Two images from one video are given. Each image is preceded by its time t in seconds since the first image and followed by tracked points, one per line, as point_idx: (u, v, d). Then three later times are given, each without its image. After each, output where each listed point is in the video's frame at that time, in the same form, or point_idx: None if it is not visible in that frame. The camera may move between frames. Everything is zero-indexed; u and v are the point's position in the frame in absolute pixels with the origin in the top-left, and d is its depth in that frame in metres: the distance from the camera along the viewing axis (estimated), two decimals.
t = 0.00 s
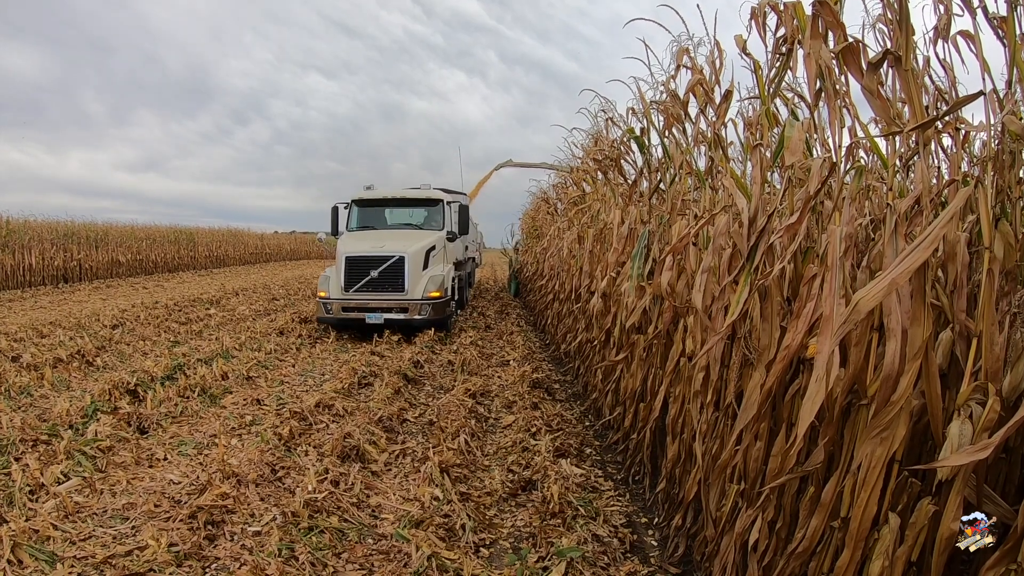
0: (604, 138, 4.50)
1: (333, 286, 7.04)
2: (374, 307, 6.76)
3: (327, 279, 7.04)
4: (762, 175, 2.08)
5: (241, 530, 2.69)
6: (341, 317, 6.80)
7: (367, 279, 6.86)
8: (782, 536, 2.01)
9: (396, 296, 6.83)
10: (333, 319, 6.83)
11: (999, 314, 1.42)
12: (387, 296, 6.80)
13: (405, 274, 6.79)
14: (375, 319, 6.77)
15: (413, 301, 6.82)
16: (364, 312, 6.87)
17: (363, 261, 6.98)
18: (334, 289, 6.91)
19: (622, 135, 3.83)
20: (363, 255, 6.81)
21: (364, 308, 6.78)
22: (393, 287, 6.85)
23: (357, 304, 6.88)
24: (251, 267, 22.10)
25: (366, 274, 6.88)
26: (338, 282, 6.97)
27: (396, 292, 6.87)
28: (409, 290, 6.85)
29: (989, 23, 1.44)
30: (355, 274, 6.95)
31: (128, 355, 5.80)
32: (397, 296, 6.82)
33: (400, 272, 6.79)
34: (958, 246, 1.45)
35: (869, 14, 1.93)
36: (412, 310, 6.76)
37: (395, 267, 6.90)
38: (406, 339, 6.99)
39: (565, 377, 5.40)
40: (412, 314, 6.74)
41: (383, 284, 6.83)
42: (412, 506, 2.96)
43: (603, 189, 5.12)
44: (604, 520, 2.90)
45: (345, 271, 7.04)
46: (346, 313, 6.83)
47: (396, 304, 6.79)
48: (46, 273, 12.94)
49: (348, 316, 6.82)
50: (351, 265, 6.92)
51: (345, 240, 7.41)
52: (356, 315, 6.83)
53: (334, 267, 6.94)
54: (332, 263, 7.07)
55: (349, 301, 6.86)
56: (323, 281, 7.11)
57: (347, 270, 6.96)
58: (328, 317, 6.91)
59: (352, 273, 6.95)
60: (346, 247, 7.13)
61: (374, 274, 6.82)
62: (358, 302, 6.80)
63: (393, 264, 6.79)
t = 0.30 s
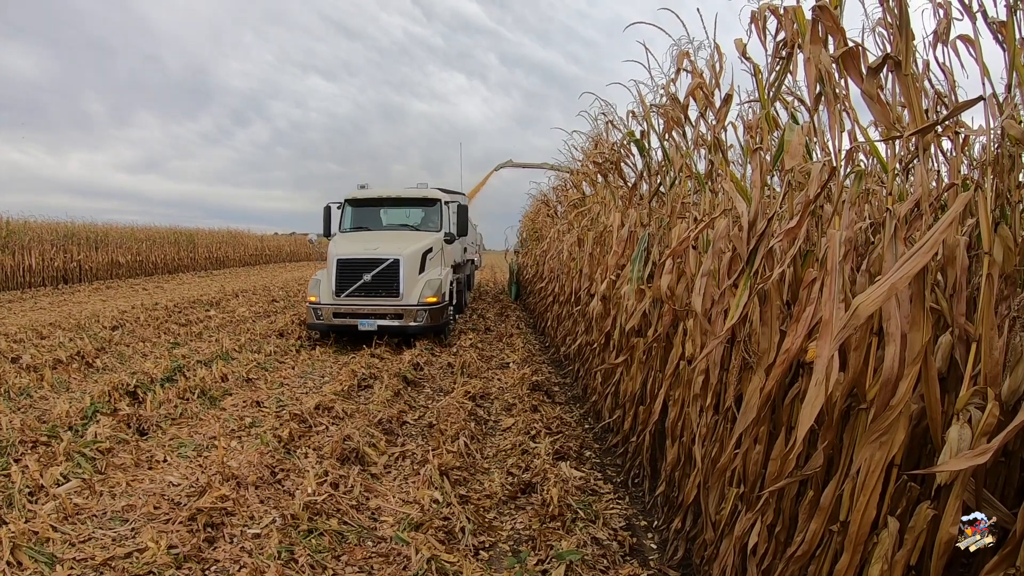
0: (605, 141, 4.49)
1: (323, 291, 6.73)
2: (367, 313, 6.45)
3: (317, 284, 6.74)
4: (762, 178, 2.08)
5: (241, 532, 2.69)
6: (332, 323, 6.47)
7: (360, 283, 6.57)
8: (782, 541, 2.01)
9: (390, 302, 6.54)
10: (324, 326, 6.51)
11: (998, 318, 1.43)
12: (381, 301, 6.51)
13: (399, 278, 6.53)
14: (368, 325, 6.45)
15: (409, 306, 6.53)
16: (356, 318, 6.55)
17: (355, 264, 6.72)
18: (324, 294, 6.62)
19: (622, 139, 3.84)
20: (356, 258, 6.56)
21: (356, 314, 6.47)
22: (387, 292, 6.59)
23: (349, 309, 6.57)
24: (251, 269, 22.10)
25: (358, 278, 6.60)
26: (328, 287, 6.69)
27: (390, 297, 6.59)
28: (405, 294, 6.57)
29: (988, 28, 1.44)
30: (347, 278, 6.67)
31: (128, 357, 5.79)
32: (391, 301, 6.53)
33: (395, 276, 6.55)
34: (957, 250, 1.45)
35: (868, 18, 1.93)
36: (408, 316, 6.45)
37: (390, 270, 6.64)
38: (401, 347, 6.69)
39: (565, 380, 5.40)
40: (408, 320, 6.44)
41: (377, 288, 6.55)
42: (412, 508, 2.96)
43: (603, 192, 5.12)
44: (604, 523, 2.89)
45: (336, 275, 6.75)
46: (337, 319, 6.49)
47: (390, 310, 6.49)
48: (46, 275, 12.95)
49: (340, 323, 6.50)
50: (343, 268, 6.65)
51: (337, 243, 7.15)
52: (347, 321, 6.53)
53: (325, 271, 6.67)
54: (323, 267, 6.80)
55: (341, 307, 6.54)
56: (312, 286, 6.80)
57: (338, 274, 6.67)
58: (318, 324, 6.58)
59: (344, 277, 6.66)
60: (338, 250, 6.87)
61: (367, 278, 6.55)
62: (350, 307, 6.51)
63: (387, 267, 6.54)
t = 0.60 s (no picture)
0: (606, 142, 4.48)
1: (312, 294, 6.40)
2: (358, 318, 6.13)
3: (305, 287, 6.41)
4: (763, 179, 2.07)
5: (240, 532, 2.68)
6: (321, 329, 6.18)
7: (350, 286, 6.23)
8: (783, 542, 2.01)
9: (382, 306, 6.20)
10: (313, 332, 6.22)
11: (999, 319, 1.43)
12: (372, 305, 6.18)
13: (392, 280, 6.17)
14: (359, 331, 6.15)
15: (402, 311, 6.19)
16: (347, 323, 6.24)
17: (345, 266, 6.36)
18: (312, 298, 6.28)
19: (623, 140, 3.84)
20: (346, 259, 6.20)
21: (346, 319, 6.14)
22: (380, 295, 6.24)
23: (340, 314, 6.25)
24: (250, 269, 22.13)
25: (349, 281, 6.26)
26: (317, 290, 6.35)
27: (382, 301, 6.24)
28: (398, 299, 6.22)
29: (990, 29, 1.44)
30: (336, 281, 6.31)
31: (127, 357, 5.79)
32: (384, 305, 6.19)
33: (387, 279, 6.19)
34: (958, 251, 1.45)
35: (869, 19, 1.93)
36: (401, 322, 6.12)
37: (382, 272, 6.28)
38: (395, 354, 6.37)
39: (565, 382, 5.41)
40: (401, 326, 6.10)
41: (368, 292, 6.20)
42: (412, 509, 2.96)
43: (604, 193, 5.12)
44: (604, 524, 2.89)
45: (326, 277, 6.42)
46: (326, 325, 6.18)
47: (383, 315, 6.16)
48: (46, 274, 12.95)
49: (329, 328, 6.21)
50: (332, 270, 6.29)
51: (327, 243, 6.80)
52: (337, 327, 6.21)
53: (314, 273, 6.34)
54: (312, 268, 6.45)
55: (330, 311, 6.22)
56: (301, 289, 6.47)
57: (327, 277, 6.32)
58: (307, 329, 6.29)
59: (333, 279, 6.31)
60: (328, 250, 6.52)
61: (358, 281, 6.20)
62: (341, 312, 6.19)
63: (379, 269, 6.17)
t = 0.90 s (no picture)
0: (607, 141, 4.47)
1: (303, 296, 6.17)
2: (350, 321, 5.87)
3: (296, 288, 6.18)
4: (765, 179, 2.07)
5: (240, 532, 2.68)
6: (312, 333, 5.89)
7: (342, 288, 5.99)
8: (784, 542, 2.00)
9: (376, 309, 5.95)
10: (303, 336, 5.92)
11: (1001, 320, 1.43)
12: (366, 308, 5.91)
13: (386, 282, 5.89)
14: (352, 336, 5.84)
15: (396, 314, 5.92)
16: (338, 327, 5.96)
17: (338, 267, 6.09)
18: (302, 301, 6.00)
19: (625, 139, 3.82)
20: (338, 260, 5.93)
21: (338, 323, 5.88)
22: (374, 297, 5.97)
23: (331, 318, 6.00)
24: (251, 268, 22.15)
25: (341, 282, 6.02)
26: (308, 292, 6.08)
27: (376, 304, 5.96)
28: (392, 301, 5.97)
29: (992, 29, 1.44)
30: (329, 283, 6.05)
31: (128, 356, 5.79)
32: (377, 308, 5.93)
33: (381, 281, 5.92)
34: (960, 251, 1.44)
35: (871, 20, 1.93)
36: (395, 327, 5.85)
37: (376, 273, 6.04)
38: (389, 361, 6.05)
39: (566, 382, 5.41)
40: (396, 331, 5.82)
41: (361, 294, 5.96)
42: (412, 509, 2.96)
43: (605, 193, 5.11)
44: (605, 524, 2.89)
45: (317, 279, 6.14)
46: (317, 329, 5.89)
47: (377, 319, 5.88)
48: (47, 273, 12.97)
49: (320, 333, 5.92)
50: (323, 271, 6.03)
51: (319, 242, 6.55)
52: (329, 331, 5.92)
53: (304, 274, 6.07)
54: (303, 269, 6.18)
55: (321, 314, 5.97)
56: (291, 291, 6.23)
57: (319, 278, 6.09)
58: (297, 333, 6.00)
59: (325, 281, 6.08)
60: (319, 250, 6.25)
61: (350, 282, 5.96)
62: (332, 315, 5.91)
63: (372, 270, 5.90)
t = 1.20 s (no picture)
0: (610, 142, 4.47)
1: (290, 301, 5.74)
2: (342, 328, 5.47)
3: (282, 292, 5.74)
4: (767, 180, 2.07)
5: (243, 533, 2.69)
6: (300, 340, 5.52)
7: (332, 291, 5.55)
8: (788, 544, 2.00)
9: (369, 314, 5.52)
10: (291, 344, 5.53)
11: (1004, 320, 1.43)
12: (358, 314, 5.52)
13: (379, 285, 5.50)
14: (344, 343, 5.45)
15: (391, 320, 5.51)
16: (328, 334, 5.55)
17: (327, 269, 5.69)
18: (289, 307, 5.60)
19: (628, 140, 3.83)
20: (328, 262, 5.55)
21: (328, 329, 5.47)
22: (365, 302, 5.57)
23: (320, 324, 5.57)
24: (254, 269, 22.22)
25: (331, 285, 5.58)
26: (295, 297, 5.68)
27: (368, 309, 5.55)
28: (387, 305, 5.55)
29: (994, 29, 1.44)
30: (317, 286, 5.64)
31: (131, 356, 5.81)
32: (370, 313, 5.50)
33: (374, 283, 5.53)
34: (963, 251, 1.44)
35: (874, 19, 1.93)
36: (390, 333, 5.45)
37: (368, 275, 5.62)
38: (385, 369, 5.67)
39: (568, 383, 5.42)
40: (391, 338, 5.42)
41: (352, 298, 5.53)
42: (415, 509, 2.96)
43: (608, 194, 5.10)
44: (608, 525, 2.89)
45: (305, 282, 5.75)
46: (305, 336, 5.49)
47: (369, 325, 5.48)
48: (51, 274, 13.04)
49: (309, 340, 5.52)
50: (312, 274, 5.64)
51: (309, 243, 6.13)
52: (317, 339, 5.53)
53: (292, 277, 5.68)
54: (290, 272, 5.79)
55: (310, 320, 5.55)
56: (278, 295, 5.78)
57: (307, 281, 5.65)
58: (285, 341, 5.62)
59: (314, 284, 5.64)
60: (307, 251, 5.86)
61: (340, 285, 5.53)
62: (321, 322, 5.52)
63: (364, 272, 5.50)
